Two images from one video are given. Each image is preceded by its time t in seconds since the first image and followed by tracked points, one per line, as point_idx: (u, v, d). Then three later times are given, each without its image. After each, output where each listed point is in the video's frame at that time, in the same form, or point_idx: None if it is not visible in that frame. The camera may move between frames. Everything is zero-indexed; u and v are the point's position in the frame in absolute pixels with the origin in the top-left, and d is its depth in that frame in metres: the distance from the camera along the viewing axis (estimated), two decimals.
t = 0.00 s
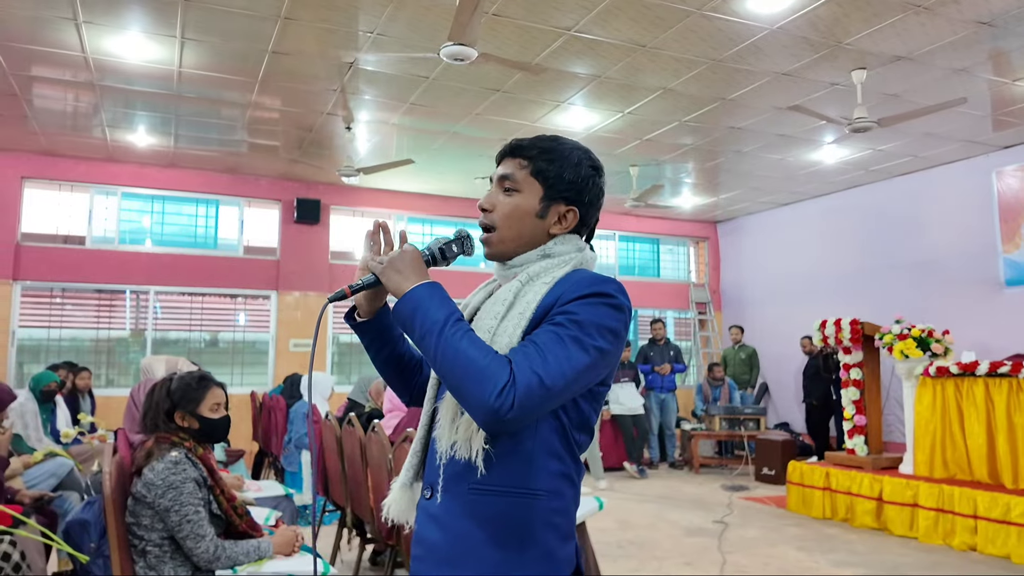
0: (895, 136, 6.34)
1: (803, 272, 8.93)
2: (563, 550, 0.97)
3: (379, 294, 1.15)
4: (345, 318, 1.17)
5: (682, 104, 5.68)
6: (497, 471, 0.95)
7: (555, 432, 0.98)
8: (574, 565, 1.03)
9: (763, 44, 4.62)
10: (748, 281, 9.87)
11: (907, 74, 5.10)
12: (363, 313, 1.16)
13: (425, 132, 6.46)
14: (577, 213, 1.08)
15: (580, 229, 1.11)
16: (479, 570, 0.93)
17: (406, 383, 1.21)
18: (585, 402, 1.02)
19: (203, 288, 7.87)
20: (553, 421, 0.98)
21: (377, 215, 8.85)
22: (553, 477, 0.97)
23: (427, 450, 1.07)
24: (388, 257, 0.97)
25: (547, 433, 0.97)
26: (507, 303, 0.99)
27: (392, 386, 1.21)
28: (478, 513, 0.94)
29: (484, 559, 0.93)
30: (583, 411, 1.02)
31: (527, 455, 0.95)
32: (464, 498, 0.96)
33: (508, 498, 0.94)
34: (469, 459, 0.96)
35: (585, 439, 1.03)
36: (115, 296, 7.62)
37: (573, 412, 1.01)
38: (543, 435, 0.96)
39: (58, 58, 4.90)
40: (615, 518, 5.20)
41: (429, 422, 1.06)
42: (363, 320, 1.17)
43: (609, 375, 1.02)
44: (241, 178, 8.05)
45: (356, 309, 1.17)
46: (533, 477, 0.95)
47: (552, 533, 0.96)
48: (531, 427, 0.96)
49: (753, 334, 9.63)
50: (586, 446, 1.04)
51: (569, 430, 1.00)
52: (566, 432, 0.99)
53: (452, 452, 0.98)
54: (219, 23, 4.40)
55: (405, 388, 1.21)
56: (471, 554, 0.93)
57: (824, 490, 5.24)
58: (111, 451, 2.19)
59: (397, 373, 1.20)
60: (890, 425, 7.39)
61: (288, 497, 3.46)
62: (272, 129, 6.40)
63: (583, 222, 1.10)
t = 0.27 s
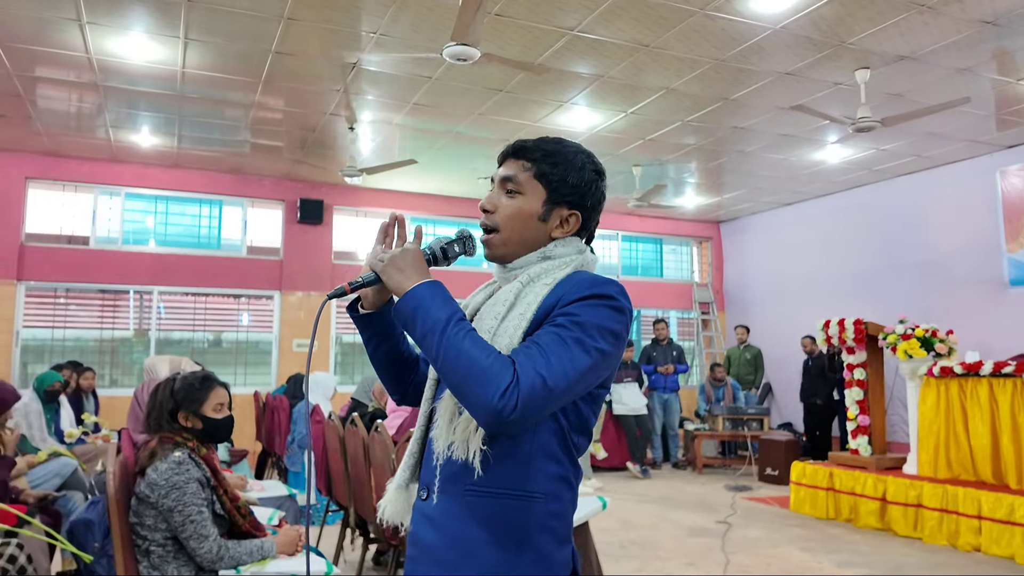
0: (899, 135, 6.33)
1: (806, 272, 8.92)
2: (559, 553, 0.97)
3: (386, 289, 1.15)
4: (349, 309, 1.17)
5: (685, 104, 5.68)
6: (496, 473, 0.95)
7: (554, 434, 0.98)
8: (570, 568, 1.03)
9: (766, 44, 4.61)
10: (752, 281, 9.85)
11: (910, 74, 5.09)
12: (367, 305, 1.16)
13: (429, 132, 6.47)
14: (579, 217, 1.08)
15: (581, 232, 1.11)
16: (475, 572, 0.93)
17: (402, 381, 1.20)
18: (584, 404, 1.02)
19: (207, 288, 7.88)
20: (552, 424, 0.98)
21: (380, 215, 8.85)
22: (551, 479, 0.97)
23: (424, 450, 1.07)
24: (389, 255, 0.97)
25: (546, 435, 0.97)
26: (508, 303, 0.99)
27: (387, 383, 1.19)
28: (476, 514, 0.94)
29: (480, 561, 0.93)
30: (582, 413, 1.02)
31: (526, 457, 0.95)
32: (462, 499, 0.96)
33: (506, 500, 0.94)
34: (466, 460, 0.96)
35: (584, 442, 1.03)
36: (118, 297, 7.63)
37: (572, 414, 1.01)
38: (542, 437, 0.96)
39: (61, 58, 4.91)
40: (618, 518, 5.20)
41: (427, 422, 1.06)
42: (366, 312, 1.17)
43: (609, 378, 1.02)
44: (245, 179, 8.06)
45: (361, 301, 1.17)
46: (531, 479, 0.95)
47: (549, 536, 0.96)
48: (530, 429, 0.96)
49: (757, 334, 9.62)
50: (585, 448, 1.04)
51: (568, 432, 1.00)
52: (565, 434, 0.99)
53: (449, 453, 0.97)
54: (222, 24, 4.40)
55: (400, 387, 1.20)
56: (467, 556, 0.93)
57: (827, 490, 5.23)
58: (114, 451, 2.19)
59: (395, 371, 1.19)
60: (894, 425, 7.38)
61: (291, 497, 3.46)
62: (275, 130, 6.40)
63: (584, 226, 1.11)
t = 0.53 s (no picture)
0: (902, 135, 6.32)
1: (809, 272, 8.91)
2: (565, 551, 0.97)
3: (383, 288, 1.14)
4: (343, 306, 1.16)
5: (688, 104, 5.67)
6: (501, 473, 0.95)
7: (558, 433, 0.98)
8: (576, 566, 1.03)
9: (769, 44, 4.61)
10: (755, 281, 9.84)
11: (914, 74, 5.08)
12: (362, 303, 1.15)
13: (431, 132, 6.47)
14: (579, 214, 1.09)
15: (580, 229, 1.12)
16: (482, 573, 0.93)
17: (393, 380, 1.19)
18: (587, 402, 1.02)
19: (210, 288, 7.90)
20: (556, 423, 0.98)
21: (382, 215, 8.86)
22: (555, 477, 0.97)
23: (425, 451, 1.06)
24: (390, 255, 0.96)
25: (550, 434, 0.97)
26: (510, 302, 0.99)
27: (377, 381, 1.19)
28: (482, 515, 0.94)
29: (488, 562, 0.93)
30: (585, 411, 1.02)
31: (530, 457, 0.95)
32: (467, 500, 0.95)
33: (512, 500, 0.94)
34: (471, 460, 0.95)
35: (586, 440, 1.04)
36: (122, 297, 7.65)
37: (576, 412, 1.01)
38: (546, 436, 0.96)
39: (65, 59, 4.93)
40: (622, 519, 5.19)
41: (427, 424, 1.05)
42: (361, 310, 1.16)
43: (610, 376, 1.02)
44: (248, 179, 8.07)
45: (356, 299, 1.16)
46: (537, 478, 0.95)
47: (555, 534, 0.96)
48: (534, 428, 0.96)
49: (760, 334, 9.61)
50: (588, 446, 1.04)
51: (572, 430, 1.00)
52: (569, 433, 0.99)
53: (454, 454, 0.97)
54: (226, 24, 4.41)
55: (391, 385, 1.20)
56: (475, 558, 0.93)
57: (831, 491, 5.22)
58: (118, 450, 2.20)
59: (387, 369, 1.18)
60: (898, 425, 7.37)
61: (294, 497, 3.47)
62: (278, 130, 6.41)
63: (584, 223, 1.11)
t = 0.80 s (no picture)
0: (905, 135, 6.31)
1: (812, 272, 8.90)
2: (583, 549, 0.98)
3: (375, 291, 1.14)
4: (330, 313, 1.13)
5: (691, 104, 5.67)
6: (517, 472, 0.95)
7: (571, 432, 0.98)
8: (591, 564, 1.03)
9: (772, 43, 4.60)
10: (757, 281, 9.83)
11: (917, 73, 5.08)
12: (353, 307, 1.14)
13: (434, 132, 6.47)
14: (578, 210, 1.10)
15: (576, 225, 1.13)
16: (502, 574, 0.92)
17: (385, 383, 1.18)
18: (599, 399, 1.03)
19: (213, 288, 7.91)
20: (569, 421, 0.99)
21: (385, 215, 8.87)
22: (570, 475, 0.97)
23: (433, 454, 1.05)
24: (398, 258, 0.94)
25: (564, 433, 0.97)
26: (519, 303, 0.99)
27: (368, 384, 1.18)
28: (500, 516, 0.93)
29: (509, 563, 0.92)
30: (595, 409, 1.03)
31: (546, 455, 0.95)
32: (484, 502, 0.95)
33: (530, 499, 0.94)
34: (487, 461, 0.95)
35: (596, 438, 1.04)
36: (125, 297, 7.66)
37: (587, 410, 1.01)
38: (560, 435, 0.97)
39: (68, 60, 4.94)
40: (624, 519, 5.19)
41: (434, 427, 1.05)
42: (349, 316, 1.15)
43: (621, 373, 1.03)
44: (251, 179, 8.09)
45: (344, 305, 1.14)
46: (552, 477, 0.95)
47: (574, 532, 0.96)
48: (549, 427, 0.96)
49: (763, 334, 9.60)
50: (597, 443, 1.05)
51: (585, 428, 1.00)
52: (581, 430, 1.00)
53: (469, 455, 0.96)
54: (228, 25, 4.42)
55: (382, 389, 1.19)
56: (496, 559, 0.92)
57: (834, 491, 5.21)
58: (121, 450, 2.21)
59: (378, 372, 1.18)
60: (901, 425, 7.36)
61: (297, 497, 3.49)
62: (282, 130, 6.42)
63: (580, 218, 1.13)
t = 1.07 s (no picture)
0: (908, 135, 6.31)
1: (815, 271, 8.89)
2: (606, 543, 0.98)
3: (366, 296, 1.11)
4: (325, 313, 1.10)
5: (693, 104, 5.67)
6: (542, 472, 0.94)
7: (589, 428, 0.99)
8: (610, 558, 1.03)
9: (774, 43, 4.60)
10: (761, 281, 9.82)
11: (920, 73, 5.07)
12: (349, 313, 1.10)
13: (436, 133, 6.48)
14: (578, 207, 1.11)
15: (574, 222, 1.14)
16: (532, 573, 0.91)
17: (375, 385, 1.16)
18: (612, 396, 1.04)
19: (216, 288, 7.92)
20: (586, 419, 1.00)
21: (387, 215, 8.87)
22: (591, 471, 0.97)
23: (447, 457, 1.04)
24: (417, 263, 0.89)
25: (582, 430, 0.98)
26: (536, 303, 0.98)
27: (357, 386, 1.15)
28: (527, 516, 0.93)
29: (539, 563, 0.91)
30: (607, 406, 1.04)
31: (568, 453, 0.95)
32: (510, 502, 0.94)
33: (555, 497, 0.94)
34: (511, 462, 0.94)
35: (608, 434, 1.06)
36: (128, 297, 7.67)
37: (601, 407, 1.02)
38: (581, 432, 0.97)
39: (71, 61, 4.95)
40: (627, 519, 5.19)
41: (446, 430, 1.04)
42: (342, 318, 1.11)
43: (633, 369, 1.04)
44: (254, 180, 8.10)
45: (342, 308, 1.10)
46: (575, 474, 0.95)
47: (598, 527, 0.97)
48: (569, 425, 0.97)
49: (766, 334, 9.59)
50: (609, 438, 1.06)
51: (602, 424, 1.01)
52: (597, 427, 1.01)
53: (493, 458, 0.95)
54: (231, 26, 4.43)
55: (372, 389, 1.17)
56: (526, 558, 0.91)
57: (837, 491, 5.20)
58: (124, 450, 2.22)
59: (370, 378, 1.16)
60: (904, 426, 7.34)
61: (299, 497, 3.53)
62: (284, 131, 6.43)
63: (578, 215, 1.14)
